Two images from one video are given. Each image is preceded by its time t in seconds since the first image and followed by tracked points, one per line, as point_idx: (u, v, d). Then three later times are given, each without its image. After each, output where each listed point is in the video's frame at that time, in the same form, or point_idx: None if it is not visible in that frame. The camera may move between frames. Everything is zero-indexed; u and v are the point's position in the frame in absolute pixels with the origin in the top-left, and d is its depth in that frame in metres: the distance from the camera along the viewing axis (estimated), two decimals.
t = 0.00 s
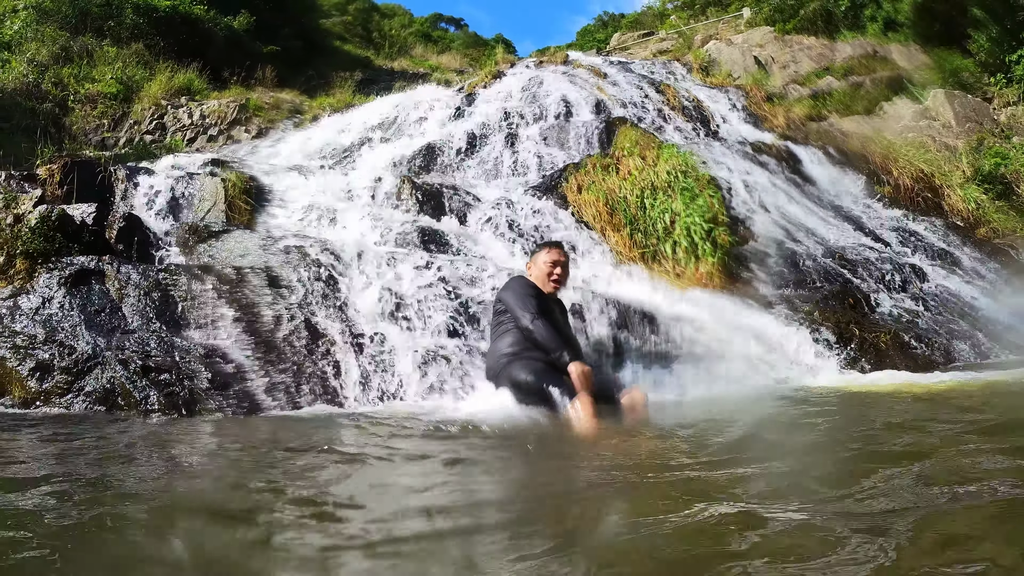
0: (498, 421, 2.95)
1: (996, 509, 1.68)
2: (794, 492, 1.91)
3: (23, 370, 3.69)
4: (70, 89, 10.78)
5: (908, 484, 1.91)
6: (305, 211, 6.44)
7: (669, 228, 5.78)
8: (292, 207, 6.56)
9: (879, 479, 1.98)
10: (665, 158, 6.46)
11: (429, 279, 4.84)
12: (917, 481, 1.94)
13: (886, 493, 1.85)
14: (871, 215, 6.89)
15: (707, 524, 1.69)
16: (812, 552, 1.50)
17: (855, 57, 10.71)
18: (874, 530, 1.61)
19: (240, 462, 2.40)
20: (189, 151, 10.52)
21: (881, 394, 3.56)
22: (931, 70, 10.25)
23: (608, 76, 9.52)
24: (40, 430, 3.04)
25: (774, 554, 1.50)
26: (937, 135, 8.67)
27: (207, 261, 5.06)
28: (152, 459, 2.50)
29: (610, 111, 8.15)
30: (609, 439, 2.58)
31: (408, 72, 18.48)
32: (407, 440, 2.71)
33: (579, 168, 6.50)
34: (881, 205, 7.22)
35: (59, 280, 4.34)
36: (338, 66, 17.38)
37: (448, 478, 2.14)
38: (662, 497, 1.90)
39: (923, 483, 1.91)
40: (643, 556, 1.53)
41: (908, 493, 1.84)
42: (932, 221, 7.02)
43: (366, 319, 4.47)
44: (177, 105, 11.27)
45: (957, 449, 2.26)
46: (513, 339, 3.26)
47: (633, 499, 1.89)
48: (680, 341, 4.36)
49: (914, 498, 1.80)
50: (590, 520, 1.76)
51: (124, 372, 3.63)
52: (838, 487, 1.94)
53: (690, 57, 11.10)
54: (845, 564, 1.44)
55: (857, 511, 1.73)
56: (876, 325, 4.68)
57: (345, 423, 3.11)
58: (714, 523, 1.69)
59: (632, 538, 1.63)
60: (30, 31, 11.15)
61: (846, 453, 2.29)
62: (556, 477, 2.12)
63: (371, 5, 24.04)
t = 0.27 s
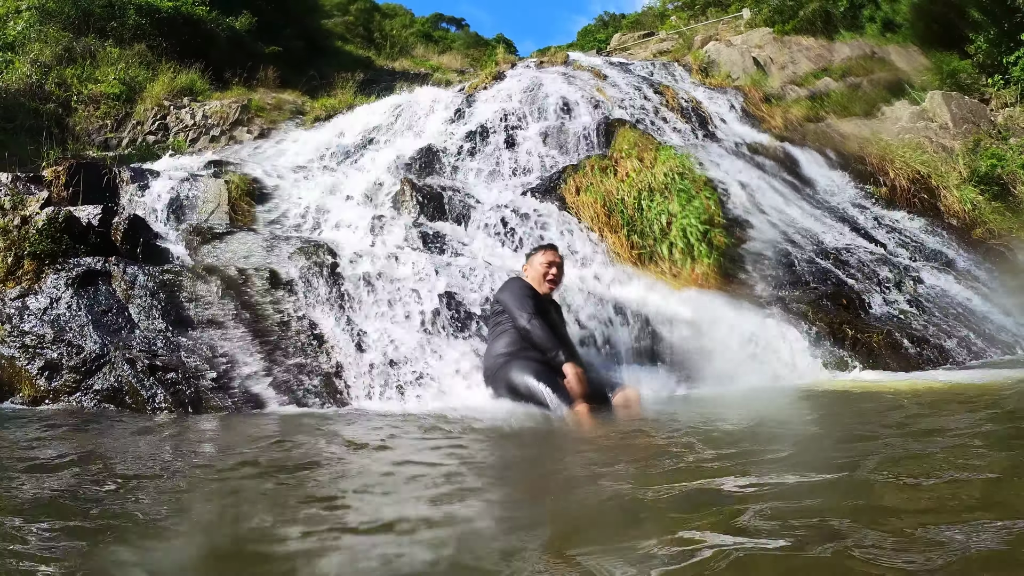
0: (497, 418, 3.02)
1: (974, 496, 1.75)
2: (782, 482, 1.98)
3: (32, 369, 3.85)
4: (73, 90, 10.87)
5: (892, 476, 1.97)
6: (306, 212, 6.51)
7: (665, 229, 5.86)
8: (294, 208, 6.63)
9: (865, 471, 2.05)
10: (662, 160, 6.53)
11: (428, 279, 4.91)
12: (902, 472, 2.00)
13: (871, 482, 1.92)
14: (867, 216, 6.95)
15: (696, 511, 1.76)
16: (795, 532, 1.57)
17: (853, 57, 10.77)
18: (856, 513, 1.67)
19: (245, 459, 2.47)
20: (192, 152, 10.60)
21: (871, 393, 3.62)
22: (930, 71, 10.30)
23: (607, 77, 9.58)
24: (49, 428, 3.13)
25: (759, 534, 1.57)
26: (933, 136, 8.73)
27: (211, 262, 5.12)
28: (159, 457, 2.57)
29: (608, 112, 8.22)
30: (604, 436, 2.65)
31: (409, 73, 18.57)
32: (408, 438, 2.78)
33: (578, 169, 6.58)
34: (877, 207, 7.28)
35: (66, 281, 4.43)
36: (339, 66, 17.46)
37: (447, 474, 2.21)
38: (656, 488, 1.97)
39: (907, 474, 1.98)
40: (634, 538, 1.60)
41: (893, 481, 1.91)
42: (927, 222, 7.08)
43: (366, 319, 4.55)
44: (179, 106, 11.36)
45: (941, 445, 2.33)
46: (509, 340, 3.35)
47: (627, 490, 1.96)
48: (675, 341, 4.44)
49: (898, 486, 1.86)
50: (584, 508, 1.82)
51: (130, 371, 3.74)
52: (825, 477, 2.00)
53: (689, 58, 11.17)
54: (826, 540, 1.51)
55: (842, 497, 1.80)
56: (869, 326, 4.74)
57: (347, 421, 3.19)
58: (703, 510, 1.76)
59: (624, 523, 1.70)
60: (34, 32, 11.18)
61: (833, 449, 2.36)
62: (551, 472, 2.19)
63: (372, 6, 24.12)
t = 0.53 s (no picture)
0: (487, 414, 3.06)
1: (948, 488, 1.78)
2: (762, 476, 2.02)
3: (33, 365, 3.89)
4: (74, 90, 10.92)
5: (871, 470, 2.01)
6: (304, 212, 6.56)
7: (659, 229, 5.88)
8: (292, 207, 6.69)
9: (846, 465, 2.08)
10: (658, 160, 6.56)
11: (423, 278, 4.95)
12: (881, 467, 2.03)
13: (850, 476, 1.95)
14: (862, 216, 6.98)
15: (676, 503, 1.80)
16: (770, 523, 1.61)
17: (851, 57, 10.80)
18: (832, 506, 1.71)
19: (239, 454, 2.52)
20: (192, 151, 10.65)
21: (861, 389, 3.66)
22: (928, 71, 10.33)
23: (605, 77, 9.61)
24: (48, 423, 3.18)
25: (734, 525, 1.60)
26: (930, 136, 8.77)
27: (210, 259, 5.15)
28: (155, 452, 2.61)
29: (605, 112, 8.25)
30: (591, 431, 2.69)
31: (409, 72, 18.62)
32: (399, 434, 2.82)
33: (574, 169, 6.62)
34: (872, 206, 7.32)
35: (66, 280, 4.49)
36: (340, 65, 17.50)
37: (435, 467, 2.25)
38: (639, 481, 2.00)
39: (886, 469, 2.01)
40: (612, 527, 1.64)
41: (870, 476, 1.94)
42: (923, 221, 7.11)
43: (361, 316, 4.59)
44: (180, 105, 11.41)
45: (921, 441, 2.37)
46: (499, 339, 3.40)
47: (610, 483, 1.99)
48: (667, 339, 4.48)
49: (875, 480, 1.90)
50: (566, 501, 1.86)
51: (129, 368, 3.79)
52: (805, 471, 2.04)
53: (687, 58, 11.20)
54: (799, 532, 1.55)
55: (819, 491, 1.83)
56: (860, 324, 4.78)
57: (340, 418, 3.23)
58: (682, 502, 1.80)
59: (604, 513, 1.73)
60: (35, 32, 11.29)
61: (815, 445, 2.40)
62: (536, 466, 2.23)
63: (373, 5, 24.15)
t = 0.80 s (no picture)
0: (486, 414, 3.09)
1: (940, 488, 1.81)
2: (760, 473, 2.05)
3: (35, 364, 3.93)
4: (75, 90, 10.96)
5: (865, 469, 2.04)
6: (305, 212, 6.60)
7: (657, 229, 5.91)
8: (293, 207, 6.73)
9: (841, 463, 2.12)
10: (656, 160, 6.59)
11: (422, 278, 4.99)
12: (874, 466, 2.06)
13: (844, 475, 1.98)
14: (860, 216, 7.00)
15: (673, 500, 1.82)
16: (765, 520, 1.63)
17: (851, 58, 10.83)
18: (829, 503, 1.73)
19: (239, 452, 2.55)
20: (193, 151, 10.67)
21: (857, 389, 3.69)
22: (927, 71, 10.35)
23: (605, 77, 9.63)
24: (51, 422, 3.22)
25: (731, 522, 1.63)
26: (928, 136, 8.79)
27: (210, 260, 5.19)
28: (156, 450, 2.65)
29: (605, 112, 8.28)
30: (588, 431, 2.73)
31: (410, 72, 18.66)
32: (399, 433, 2.85)
33: (572, 169, 6.65)
34: (870, 206, 7.34)
35: (68, 279, 4.53)
36: (341, 65, 17.55)
37: (432, 465, 2.29)
38: (637, 479, 2.03)
39: (882, 468, 2.04)
40: (609, 523, 1.67)
41: (865, 475, 1.97)
42: (921, 221, 7.14)
43: (361, 316, 4.63)
44: (181, 105, 11.45)
45: (915, 440, 2.40)
46: (496, 339, 3.44)
47: (610, 480, 2.02)
48: (663, 338, 4.51)
49: (870, 479, 1.93)
50: (565, 498, 1.88)
51: (131, 367, 3.84)
52: (801, 469, 2.06)
53: (687, 58, 11.22)
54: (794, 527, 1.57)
55: (815, 489, 1.86)
56: (857, 324, 4.81)
57: (339, 417, 3.26)
58: (682, 499, 1.82)
59: (602, 510, 1.76)
60: (36, 32, 11.35)
61: (811, 444, 2.43)
62: (533, 463, 2.26)
63: (374, 5, 24.21)
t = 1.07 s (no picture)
0: (488, 413, 3.14)
1: (937, 484, 1.85)
2: (761, 472, 2.09)
3: (42, 363, 4.00)
4: (78, 90, 11.01)
5: (863, 467, 2.08)
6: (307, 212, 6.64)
7: (658, 228, 5.96)
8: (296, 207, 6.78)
9: (840, 462, 2.16)
10: (657, 160, 6.64)
11: (425, 278, 5.04)
12: (873, 464, 2.10)
13: (843, 473, 2.02)
14: (860, 216, 7.04)
15: (676, 498, 1.87)
16: (766, 516, 1.67)
17: (851, 58, 10.82)
18: (828, 500, 1.77)
19: (246, 451, 2.60)
20: (196, 151, 10.71)
21: (854, 388, 3.74)
22: (927, 71, 10.38)
23: (606, 77, 9.67)
24: (60, 421, 3.27)
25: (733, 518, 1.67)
26: (928, 136, 8.82)
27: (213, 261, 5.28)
28: (165, 449, 2.70)
29: (606, 112, 8.32)
30: (589, 430, 2.77)
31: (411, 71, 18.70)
32: (403, 432, 2.90)
33: (574, 169, 6.69)
34: (870, 206, 7.38)
35: (74, 279, 4.58)
36: (342, 65, 17.60)
37: (437, 464, 2.33)
38: (641, 478, 2.07)
39: (879, 466, 2.08)
40: (614, 519, 1.71)
41: (864, 473, 2.01)
42: (920, 221, 7.18)
43: (364, 315, 4.68)
44: (183, 105, 11.50)
45: (912, 439, 2.44)
46: (499, 336, 3.60)
47: (613, 479, 2.06)
48: (664, 337, 4.56)
49: (868, 477, 1.97)
50: (569, 496, 1.92)
51: (137, 366, 3.90)
52: (802, 469, 2.11)
53: (687, 58, 11.25)
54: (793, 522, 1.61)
55: (815, 487, 1.90)
56: (855, 324, 4.86)
57: (344, 415, 3.31)
58: (685, 496, 1.86)
59: (605, 508, 1.80)
60: (39, 32, 11.41)
61: (810, 443, 2.47)
62: (536, 462, 2.31)
63: (375, 5, 24.26)
